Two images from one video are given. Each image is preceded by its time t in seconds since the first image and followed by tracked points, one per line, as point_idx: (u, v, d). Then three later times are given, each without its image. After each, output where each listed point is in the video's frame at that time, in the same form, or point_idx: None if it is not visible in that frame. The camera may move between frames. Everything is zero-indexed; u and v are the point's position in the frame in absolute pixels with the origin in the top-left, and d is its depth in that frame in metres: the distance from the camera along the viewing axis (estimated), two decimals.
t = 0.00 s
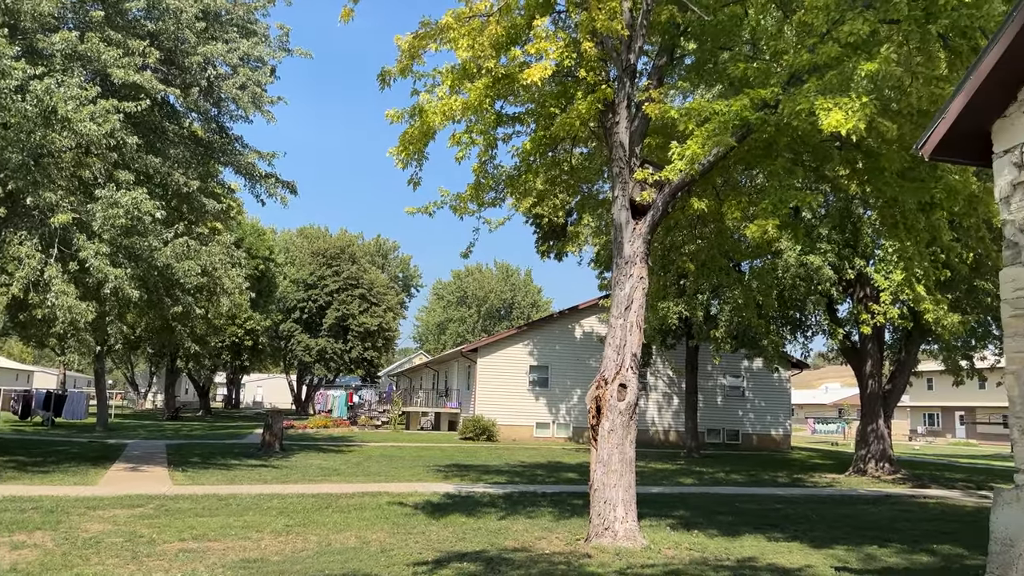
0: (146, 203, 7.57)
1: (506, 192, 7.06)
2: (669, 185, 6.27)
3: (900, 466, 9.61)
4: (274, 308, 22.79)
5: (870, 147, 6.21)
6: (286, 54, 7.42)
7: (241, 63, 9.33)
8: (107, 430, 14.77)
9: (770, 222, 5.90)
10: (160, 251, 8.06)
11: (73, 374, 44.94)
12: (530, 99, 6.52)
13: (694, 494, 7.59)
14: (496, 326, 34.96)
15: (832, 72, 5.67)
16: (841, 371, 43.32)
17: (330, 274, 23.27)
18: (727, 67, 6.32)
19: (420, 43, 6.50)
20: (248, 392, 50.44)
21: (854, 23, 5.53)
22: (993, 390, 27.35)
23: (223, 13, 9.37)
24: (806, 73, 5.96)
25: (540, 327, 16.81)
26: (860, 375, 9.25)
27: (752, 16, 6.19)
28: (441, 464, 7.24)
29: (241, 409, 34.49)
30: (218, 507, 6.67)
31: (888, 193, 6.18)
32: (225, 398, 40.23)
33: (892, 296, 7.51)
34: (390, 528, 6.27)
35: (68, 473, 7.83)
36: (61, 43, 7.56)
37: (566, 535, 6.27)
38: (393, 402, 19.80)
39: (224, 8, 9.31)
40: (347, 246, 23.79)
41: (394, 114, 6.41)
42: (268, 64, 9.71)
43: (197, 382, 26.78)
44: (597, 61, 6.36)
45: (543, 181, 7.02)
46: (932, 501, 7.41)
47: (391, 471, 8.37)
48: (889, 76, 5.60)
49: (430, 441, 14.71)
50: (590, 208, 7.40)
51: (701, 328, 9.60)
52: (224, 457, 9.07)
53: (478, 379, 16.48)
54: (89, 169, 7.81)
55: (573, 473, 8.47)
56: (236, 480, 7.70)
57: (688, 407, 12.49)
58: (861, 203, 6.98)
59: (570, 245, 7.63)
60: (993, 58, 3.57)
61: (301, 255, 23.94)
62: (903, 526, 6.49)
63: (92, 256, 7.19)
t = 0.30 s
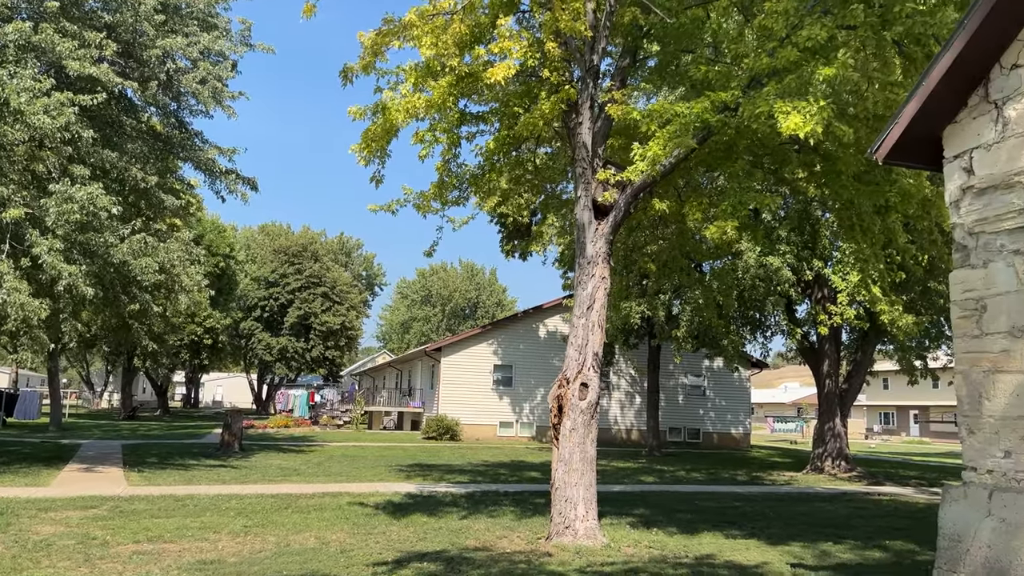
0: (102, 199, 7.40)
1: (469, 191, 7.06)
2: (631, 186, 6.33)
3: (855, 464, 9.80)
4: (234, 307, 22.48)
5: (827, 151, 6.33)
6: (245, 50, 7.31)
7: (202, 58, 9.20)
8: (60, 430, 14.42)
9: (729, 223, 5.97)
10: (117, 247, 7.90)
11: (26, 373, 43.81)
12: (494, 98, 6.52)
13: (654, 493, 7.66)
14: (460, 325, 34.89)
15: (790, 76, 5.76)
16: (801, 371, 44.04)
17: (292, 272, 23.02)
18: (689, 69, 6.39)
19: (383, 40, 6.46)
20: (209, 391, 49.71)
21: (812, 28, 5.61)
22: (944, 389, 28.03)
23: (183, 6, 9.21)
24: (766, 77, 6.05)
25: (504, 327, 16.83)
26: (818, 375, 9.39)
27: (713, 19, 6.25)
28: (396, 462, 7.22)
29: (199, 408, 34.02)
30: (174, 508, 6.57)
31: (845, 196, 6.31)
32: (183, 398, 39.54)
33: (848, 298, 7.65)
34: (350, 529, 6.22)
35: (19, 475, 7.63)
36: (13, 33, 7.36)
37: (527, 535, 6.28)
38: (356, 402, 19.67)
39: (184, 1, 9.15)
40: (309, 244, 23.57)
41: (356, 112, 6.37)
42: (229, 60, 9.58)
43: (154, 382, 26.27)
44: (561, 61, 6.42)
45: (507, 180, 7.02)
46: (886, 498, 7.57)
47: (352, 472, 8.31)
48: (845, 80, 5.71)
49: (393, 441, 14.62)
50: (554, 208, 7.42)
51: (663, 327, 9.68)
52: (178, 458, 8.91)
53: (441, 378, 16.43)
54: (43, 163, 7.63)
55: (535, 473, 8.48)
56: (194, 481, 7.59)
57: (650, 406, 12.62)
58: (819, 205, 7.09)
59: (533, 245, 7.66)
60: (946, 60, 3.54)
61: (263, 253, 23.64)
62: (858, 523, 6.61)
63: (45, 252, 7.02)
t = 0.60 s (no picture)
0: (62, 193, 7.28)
1: (437, 189, 7.04)
2: (598, 186, 6.37)
3: (816, 461, 9.97)
4: (198, 304, 22.17)
5: (791, 153, 6.42)
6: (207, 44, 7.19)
7: (165, 50, 9.06)
8: (16, 429, 14.09)
9: (694, 223, 6.03)
10: (76, 242, 7.75)
11: None
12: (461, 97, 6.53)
13: (619, 490, 7.71)
14: (428, 323, 34.78)
15: (755, 78, 5.83)
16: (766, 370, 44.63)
17: (257, 269, 22.78)
18: (655, 70, 6.43)
19: (349, 36, 6.42)
20: (173, 390, 49.00)
21: (776, 32, 5.68)
22: (903, 389, 28.61)
23: None
24: (731, 79, 6.10)
25: (472, 325, 16.82)
26: (781, 373, 9.52)
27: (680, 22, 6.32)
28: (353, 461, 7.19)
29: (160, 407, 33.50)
30: (134, 508, 6.47)
31: (807, 197, 6.40)
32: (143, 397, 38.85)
33: (811, 298, 7.78)
34: (314, 528, 6.18)
35: None
36: None
37: (492, 533, 6.29)
38: (321, 400, 19.52)
39: None
40: (275, 241, 23.33)
41: (322, 109, 6.32)
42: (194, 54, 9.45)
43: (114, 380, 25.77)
44: (529, 60, 6.43)
45: (475, 179, 7.01)
46: (846, 494, 7.70)
47: (317, 470, 8.25)
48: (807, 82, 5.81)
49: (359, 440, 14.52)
50: (521, 207, 7.43)
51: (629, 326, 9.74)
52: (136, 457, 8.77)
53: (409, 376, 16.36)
54: None
55: (502, 471, 8.50)
56: (155, 480, 7.48)
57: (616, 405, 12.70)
58: (782, 206, 7.18)
59: (500, 243, 7.66)
60: (903, 68, 3.57)
61: (228, 250, 23.36)
62: (818, 520, 6.73)
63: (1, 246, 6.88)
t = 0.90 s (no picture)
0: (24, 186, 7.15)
1: (407, 185, 7.02)
2: (568, 185, 6.39)
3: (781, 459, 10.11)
4: (164, 300, 21.87)
5: (758, 153, 6.49)
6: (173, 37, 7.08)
7: (132, 43, 8.90)
8: None
9: (661, 223, 6.08)
10: (37, 237, 7.59)
11: None
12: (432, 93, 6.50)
13: (588, 487, 7.75)
14: (398, 321, 34.64)
15: (723, 79, 5.88)
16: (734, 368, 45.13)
17: (225, 265, 22.53)
18: (625, 70, 6.48)
19: (318, 31, 6.38)
20: (138, 388, 48.25)
21: (745, 34, 5.75)
22: (866, 388, 29.11)
23: None
24: (699, 80, 6.14)
25: (442, 323, 16.79)
26: (747, 372, 9.64)
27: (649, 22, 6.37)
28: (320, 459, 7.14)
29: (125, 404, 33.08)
30: (96, 507, 6.36)
31: (773, 198, 6.49)
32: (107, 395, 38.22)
33: (777, 297, 7.88)
34: (281, 526, 6.12)
35: None
36: None
37: (461, 531, 6.28)
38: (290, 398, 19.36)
39: None
40: (243, 237, 23.09)
41: (291, 104, 6.26)
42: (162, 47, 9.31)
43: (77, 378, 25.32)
44: (500, 58, 6.37)
45: (445, 176, 7.00)
46: (810, 491, 7.82)
47: (284, 469, 8.18)
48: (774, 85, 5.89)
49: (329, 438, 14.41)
50: (492, 205, 7.42)
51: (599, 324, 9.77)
52: (97, 456, 8.62)
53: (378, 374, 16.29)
54: None
55: (470, 469, 8.50)
56: (118, 479, 7.37)
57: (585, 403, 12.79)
58: (750, 207, 7.25)
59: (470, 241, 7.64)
60: (867, 72, 3.62)
61: (195, 245, 23.07)
62: (782, 516, 6.82)
63: None
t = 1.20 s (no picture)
0: None
1: (380, 181, 6.99)
2: (541, 182, 6.42)
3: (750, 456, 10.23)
4: (131, 296, 21.58)
5: (729, 153, 6.56)
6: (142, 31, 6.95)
7: (101, 35, 8.74)
8: None
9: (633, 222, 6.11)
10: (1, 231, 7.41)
11: None
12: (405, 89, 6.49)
13: (559, 484, 7.79)
14: (371, 318, 34.48)
15: (695, 80, 5.94)
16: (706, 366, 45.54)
17: (194, 261, 22.31)
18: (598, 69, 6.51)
19: (290, 25, 6.35)
20: (106, 385, 47.53)
21: (716, 35, 5.80)
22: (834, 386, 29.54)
23: None
24: (672, 80, 6.19)
25: (415, 320, 16.74)
26: (718, 370, 9.71)
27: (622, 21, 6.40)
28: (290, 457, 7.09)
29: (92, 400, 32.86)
30: (60, 506, 6.26)
31: (743, 197, 6.57)
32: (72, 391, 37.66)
33: (747, 296, 7.97)
34: (250, 525, 6.07)
35: None
36: None
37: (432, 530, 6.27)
38: (260, 396, 19.19)
39: None
40: (213, 232, 22.87)
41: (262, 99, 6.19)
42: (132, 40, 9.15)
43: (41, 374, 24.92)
44: (473, 55, 6.43)
45: (418, 173, 7.00)
46: (778, 488, 7.92)
47: (254, 467, 8.12)
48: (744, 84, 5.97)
49: (300, 437, 14.29)
50: (465, 203, 7.40)
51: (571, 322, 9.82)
52: (61, 454, 8.46)
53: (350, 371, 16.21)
54: None
55: (442, 466, 8.50)
56: (82, 477, 7.25)
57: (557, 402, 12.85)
58: (721, 207, 7.31)
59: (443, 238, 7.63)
60: (834, 75, 3.67)
61: (163, 241, 22.79)
62: (751, 513, 6.90)
63: None
